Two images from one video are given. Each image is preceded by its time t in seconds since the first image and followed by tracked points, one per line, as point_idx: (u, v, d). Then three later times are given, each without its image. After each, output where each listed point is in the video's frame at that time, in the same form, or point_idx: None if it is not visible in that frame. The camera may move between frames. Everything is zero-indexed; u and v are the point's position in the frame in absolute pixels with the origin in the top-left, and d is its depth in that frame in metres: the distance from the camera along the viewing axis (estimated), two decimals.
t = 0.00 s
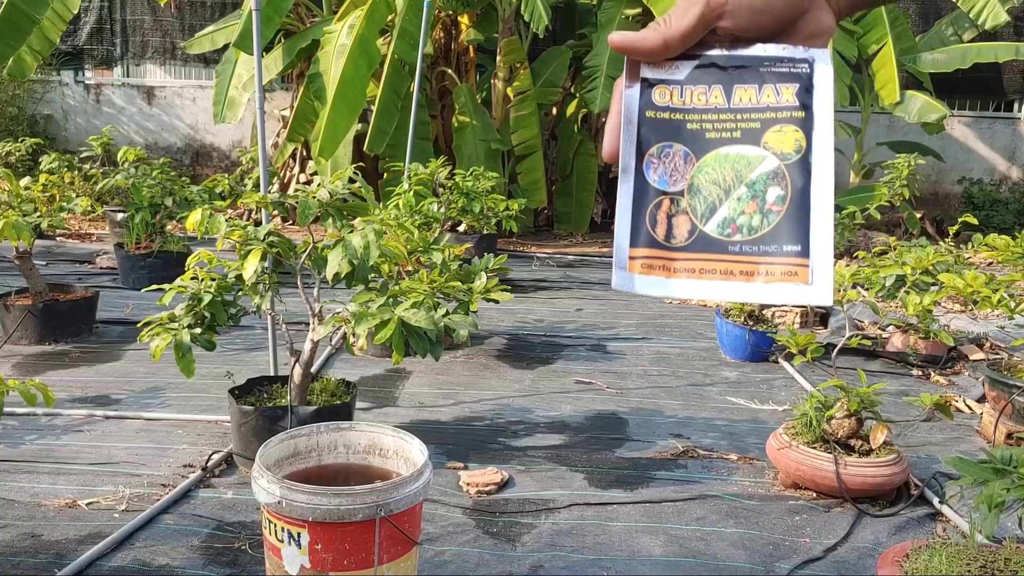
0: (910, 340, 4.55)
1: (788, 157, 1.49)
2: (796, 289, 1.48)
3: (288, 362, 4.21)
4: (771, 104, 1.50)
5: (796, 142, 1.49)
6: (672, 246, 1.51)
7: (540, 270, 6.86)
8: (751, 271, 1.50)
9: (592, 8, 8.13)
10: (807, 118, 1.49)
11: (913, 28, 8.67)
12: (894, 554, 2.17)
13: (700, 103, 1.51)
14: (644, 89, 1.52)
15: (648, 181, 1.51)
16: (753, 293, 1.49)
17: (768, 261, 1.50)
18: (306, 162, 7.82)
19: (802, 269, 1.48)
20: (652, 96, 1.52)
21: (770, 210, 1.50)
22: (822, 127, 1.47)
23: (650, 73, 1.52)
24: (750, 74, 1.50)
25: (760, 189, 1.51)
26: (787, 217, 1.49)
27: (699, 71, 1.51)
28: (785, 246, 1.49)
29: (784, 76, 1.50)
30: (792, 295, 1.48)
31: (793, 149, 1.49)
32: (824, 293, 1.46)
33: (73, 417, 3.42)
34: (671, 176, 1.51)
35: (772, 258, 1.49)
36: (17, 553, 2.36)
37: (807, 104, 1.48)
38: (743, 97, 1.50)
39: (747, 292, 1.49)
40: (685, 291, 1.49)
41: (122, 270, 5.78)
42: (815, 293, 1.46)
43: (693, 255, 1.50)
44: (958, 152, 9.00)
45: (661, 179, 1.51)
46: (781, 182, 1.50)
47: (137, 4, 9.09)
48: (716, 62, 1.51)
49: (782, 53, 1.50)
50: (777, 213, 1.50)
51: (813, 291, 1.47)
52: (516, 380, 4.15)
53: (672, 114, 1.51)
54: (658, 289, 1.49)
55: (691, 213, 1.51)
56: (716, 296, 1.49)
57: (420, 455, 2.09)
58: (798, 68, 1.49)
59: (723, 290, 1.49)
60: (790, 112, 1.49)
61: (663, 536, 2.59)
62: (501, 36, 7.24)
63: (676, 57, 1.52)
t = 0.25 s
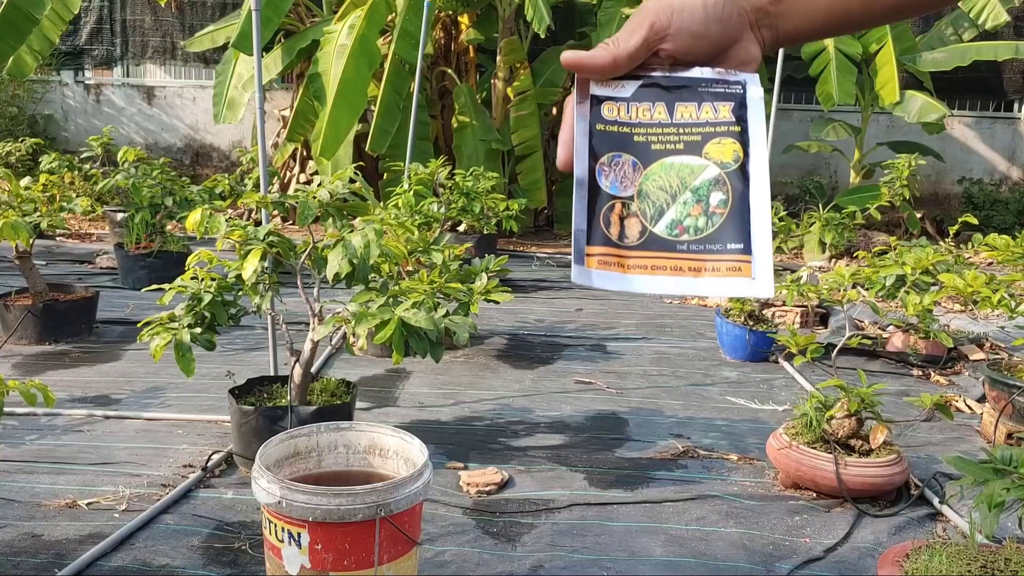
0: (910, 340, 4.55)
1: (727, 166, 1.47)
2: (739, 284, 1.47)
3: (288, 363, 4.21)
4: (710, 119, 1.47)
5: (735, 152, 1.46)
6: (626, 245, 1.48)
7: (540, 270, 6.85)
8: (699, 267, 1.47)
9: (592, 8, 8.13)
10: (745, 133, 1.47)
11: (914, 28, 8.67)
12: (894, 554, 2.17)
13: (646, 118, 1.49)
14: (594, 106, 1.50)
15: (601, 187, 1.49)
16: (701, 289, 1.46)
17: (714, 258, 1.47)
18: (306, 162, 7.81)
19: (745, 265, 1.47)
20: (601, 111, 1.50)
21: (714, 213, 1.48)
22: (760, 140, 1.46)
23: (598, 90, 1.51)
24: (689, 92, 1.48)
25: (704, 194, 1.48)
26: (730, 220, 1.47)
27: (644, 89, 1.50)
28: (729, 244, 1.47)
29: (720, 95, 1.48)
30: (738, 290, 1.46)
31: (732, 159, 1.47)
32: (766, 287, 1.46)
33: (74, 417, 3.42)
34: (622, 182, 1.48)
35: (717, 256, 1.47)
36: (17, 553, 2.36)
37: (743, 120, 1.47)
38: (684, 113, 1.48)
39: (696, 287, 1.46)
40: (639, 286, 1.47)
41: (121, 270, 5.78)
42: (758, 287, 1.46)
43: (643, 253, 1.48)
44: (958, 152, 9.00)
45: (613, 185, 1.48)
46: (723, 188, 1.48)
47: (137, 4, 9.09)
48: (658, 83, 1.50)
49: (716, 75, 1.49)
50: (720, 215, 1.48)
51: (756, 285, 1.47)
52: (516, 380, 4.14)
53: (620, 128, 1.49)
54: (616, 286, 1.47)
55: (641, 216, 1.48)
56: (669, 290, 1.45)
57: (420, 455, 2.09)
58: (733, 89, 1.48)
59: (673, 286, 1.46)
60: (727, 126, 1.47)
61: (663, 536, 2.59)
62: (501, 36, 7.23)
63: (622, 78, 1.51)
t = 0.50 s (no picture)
0: (910, 340, 4.55)
1: (696, 169, 1.41)
2: (714, 282, 1.37)
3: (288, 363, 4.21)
4: (677, 125, 1.42)
5: (703, 156, 1.41)
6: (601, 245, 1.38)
7: (539, 270, 6.85)
8: (673, 266, 1.39)
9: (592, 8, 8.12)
10: (712, 138, 1.42)
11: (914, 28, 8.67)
12: (894, 554, 2.17)
13: (615, 124, 1.42)
14: (563, 112, 1.42)
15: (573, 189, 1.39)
16: (678, 288, 1.37)
17: (688, 257, 1.39)
18: (306, 162, 7.82)
19: (718, 264, 1.39)
20: (571, 117, 1.42)
21: (685, 214, 1.40)
22: (727, 146, 1.41)
23: (567, 97, 1.43)
24: (655, 100, 1.43)
25: (675, 195, 1.41)
26: (701, 221, 1.40)
27: (612, 96, 1.43)
28: (701, 243, 1.39)
29: (685, 103, 1.44)
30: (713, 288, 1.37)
31: (701, 163, 1.41)
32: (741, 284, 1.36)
33: (73, 417, 3.42)
34: (595, 184, 1.39)
35: (690, 255, 1.39)
36: (17, 553, 2.36)
37: (709, 126, 1.42)
38: (652, 120, 1.42)
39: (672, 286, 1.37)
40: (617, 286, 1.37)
41: (121, 270, 5.78)
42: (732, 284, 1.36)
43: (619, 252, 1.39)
44: (958, 152, 9.00)
45: (586, 187, 1.39)
46: (693, 189, 1.41)
47: (137, 4, 9.08)
48: (625, 90, 1.44)
49: (679, 84, 1.45)
50: (692, 216, 1.40)
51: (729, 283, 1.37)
52: (516, 380, 4.14)
53: (591, 132, 1.41)
54: (594, 283, 1.36)
55: (614, 217, 1.39)
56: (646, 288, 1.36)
57: (420, 455, 2.09)
58: (697, 97, 1.44)
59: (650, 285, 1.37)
60: (694, 132, 1.42)
61: (663, 536, 2.59)
62: (501, 36, 7.22)
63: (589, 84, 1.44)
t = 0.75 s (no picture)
0: (910, 340, 4.55)
1: (687, 167, 1.41)
2: (703, 279, 1.37)
3: (288, 363, 4.21)
4: (667, 123, 1.42)
5: (693, 154, 1.40)
6: (591, 242, 1.38)
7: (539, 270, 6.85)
8: (663, 263, 1.39)
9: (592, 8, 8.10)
10: (701, 136, 1.42)
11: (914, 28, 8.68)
12: (894, 554, 2.17)
13: (605, 121, 1.41)
14: (554, 108, 1.40)
15: (563, 185, 1.38)
16: (668, 286, 1.37)
17: (677, 255, 1.39)
18: (306, 162, 7.82)
19: (708, 262, 1.39)
20: (562, 113, 1.40)
21: (676, 211, 1.40)
22: (717, 145, 1.41)
23: (557, 94, 1.41)
24: (646, 98, 1.43)
25: (665, 193, 1.41)
26: (692, 218, 1.40)
27: (603, 94, 1.43)
28: (691, 242, 1.39)
29: (676, 101, 1.43)
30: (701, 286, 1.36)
31: (691, 161, 1.41)
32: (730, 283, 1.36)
33: (74, 417, 3.42)
34: (585, 181, 1.38)
35: (680, 253, 1.39)
36: (17, 553, 2.36)
37: (700, 124, 1.42)
38: (642, 117, 1.41)
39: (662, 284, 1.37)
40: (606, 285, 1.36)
41: (122, 270, 5.78)
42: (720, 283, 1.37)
43: (609, 250, 1.39)
44: (958, 152, 9.00)
45: (576, 184, 1.38)
46: (683, 187, 1.41)
47: (136, 4, 9.08)
48: (615, 88, 1.43)
49: (669, 82, 1.44)
50: (682, 214, 1.40)
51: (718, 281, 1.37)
52: (516, 380, 4.14)
53: (582, 129, 1.39)
54: (585, 280, 1.35)
55: (604, 214, 1.39)
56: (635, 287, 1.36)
57: (420, 456, 2.09)
58: (687, 96, 1.43)
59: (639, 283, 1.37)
60: (683, 130, 1.42)
61: (663, 536, 2.59)
62: (501, 36, 7.21)
63: (580, 81, 1.43)
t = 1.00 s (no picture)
0: (910, 340, 4.55)
1: (677, 195, 1.37)
2: (692, 313, 1.35)
3: (288, 363, 4.21)
4: (659, 147, 1.38)
5: (685, 180, 1.37)
6: (581, 276, 1.36)
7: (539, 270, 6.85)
8: (652, 296, 1.36)
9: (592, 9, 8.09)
10: (694, 161, 1.38)
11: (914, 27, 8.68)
12: (894, 554, 2.17)
13: (596, 146, 1.39)
14: (545, 134, 1.39)
15: (553, 217, 1.36)
16: (657, 320, 1.35)
17: (667, 287, 1.37)
18: (306, 162, 7.82)
19: (698, 294, 1.36)
20: (552, 139, 1.39)
21: (666, 241, 1.37)
22: (709, 169, 1.37)
23: (548, 119, 1.40)
24: (638, 121, 1.40)
25: (656, 223, 1.38)
26: (682, 248, 1.37)
27: (594, 117, 1.41)
28: (681, 273, 1.37)
29: (668, 123, 1.40)
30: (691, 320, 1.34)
31: (682, 188, 1.37)
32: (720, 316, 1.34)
33: (74, 417, 3.42)
34: (575, 212, 1.36)
35: (669, 285, 1.36)
36: (18, 553, 2.36)
37: (692, 149, 1.38)
38: (633, 141, 1.39)
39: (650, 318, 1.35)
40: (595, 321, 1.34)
41: (122, 270, 5.78)
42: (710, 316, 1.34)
43: (599, 283, 1.36)
44: (958, 152, 9.01)
45: (566, 215, 1.36)
46: (674, 216, 1.38)
47: (136, 4, 9.08)
48: (607, 111, 1.41)
49: (665, 103, 1.40)
50: (672, 243, 1.37)
51: (708, 314, 1.35)
52: (516, 380, 4.14)
53: (572, 156, 1.38)
54: (573, 317, 1.34)
55: (595, 245, 1.36)
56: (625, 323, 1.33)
57: (420, 455, 2.09)
58: (680, 117, 1.40)
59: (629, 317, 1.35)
60: (675, 154, 1.38)
61: (663, 536, 2.59)
62: (501, 36, 7.20)
63: (572, 105, 1.41)
